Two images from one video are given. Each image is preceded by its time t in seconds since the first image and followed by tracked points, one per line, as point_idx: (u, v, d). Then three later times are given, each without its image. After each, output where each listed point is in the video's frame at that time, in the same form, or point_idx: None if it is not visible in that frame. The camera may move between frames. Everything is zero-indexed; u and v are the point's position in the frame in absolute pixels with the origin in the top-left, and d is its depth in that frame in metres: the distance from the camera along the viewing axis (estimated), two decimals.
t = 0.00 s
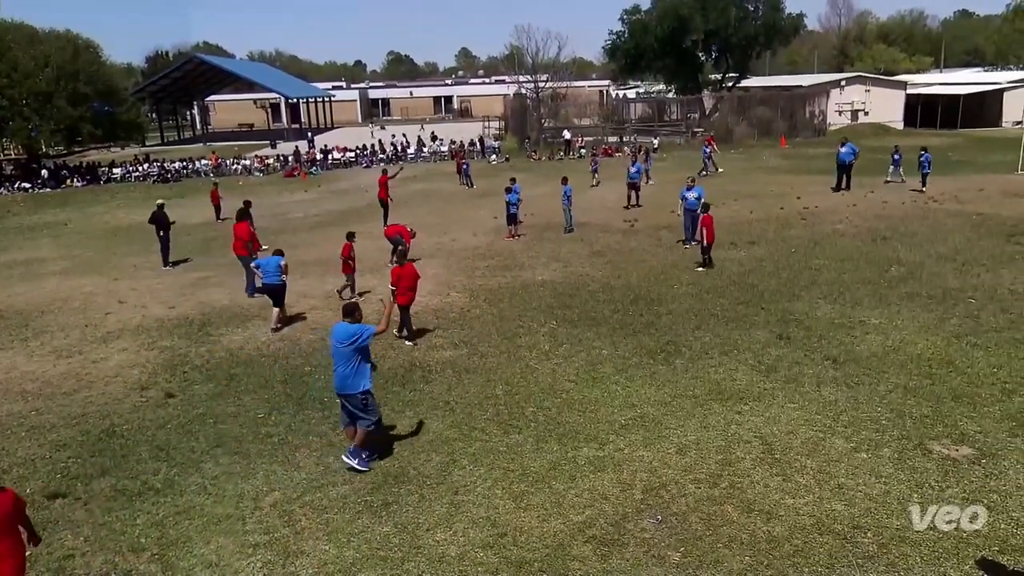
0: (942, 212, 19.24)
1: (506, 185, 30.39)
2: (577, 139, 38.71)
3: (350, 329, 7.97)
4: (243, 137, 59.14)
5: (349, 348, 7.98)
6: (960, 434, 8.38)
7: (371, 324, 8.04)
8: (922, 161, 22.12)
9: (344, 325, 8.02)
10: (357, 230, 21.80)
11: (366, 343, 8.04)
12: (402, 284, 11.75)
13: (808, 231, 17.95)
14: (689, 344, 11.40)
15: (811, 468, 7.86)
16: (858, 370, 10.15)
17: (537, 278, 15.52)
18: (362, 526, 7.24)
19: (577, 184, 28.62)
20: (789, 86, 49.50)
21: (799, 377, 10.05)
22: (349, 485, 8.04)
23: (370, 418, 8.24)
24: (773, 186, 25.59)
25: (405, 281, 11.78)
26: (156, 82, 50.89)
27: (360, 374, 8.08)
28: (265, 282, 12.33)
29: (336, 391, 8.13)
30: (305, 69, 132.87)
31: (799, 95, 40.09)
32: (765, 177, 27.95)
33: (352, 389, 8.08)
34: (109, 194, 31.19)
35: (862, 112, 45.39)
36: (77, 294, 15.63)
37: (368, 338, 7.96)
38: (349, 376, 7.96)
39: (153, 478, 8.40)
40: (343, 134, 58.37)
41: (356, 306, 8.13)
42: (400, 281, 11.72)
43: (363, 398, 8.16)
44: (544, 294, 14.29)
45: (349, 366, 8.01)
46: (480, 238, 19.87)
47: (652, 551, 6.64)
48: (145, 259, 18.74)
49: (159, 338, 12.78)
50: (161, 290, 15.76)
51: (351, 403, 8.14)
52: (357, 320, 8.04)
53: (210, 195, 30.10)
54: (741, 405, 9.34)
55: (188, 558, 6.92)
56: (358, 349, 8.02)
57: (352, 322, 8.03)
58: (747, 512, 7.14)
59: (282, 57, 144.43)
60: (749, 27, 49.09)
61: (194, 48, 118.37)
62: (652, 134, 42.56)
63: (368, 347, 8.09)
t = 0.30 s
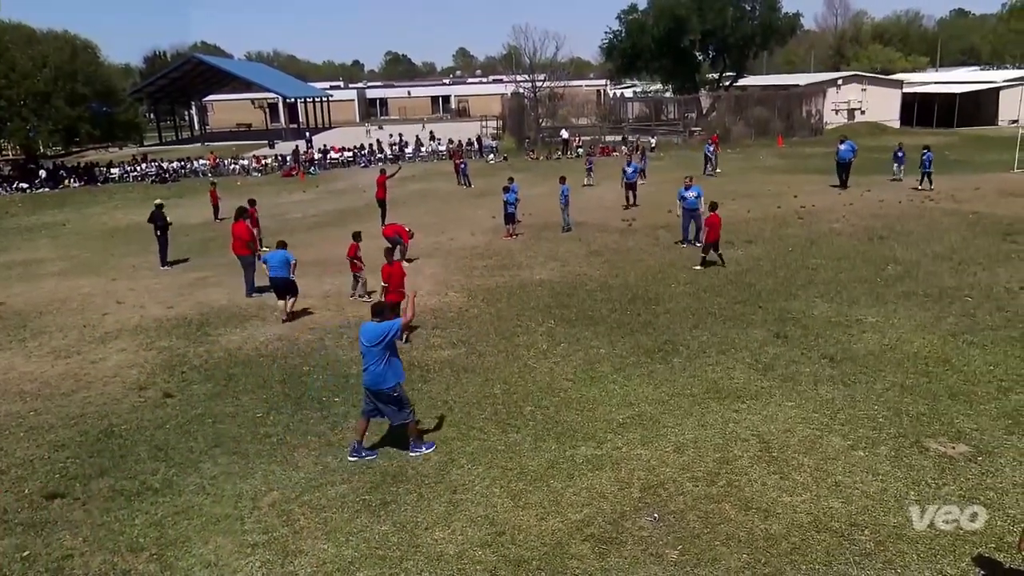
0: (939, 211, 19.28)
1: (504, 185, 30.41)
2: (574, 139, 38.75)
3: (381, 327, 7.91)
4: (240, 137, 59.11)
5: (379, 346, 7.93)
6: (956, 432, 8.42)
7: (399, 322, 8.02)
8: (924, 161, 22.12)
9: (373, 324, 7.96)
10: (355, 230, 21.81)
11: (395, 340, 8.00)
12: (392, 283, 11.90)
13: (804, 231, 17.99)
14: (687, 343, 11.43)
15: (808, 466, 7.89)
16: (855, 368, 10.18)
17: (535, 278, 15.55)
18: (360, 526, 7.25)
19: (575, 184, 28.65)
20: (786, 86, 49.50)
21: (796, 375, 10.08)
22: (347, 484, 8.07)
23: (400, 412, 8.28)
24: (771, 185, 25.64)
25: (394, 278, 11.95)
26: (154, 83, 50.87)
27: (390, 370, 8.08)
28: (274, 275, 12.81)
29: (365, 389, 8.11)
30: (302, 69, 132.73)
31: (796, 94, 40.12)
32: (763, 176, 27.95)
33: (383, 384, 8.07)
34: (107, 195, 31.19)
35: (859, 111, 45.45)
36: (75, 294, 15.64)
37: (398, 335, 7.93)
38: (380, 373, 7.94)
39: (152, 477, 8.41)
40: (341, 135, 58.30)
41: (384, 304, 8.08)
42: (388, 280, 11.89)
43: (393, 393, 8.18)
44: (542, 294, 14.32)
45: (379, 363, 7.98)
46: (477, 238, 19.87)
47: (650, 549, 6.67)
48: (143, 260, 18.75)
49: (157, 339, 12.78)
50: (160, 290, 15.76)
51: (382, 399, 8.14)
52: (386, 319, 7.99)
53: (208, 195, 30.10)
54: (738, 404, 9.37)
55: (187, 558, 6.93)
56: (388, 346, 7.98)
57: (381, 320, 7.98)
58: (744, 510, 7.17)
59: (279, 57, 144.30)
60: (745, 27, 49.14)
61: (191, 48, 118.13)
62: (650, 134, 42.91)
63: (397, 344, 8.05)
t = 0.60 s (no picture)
0: (935, 211, 19.36)
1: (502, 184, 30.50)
2: (573, 139, 38.83)
3: (413, 318, 8.25)
4: (240, 137, 59.14)
5: (411, 336, 8.24)
6: (952, 431, 8.48)
7: (430, 313, 8.34)
8: (925, 161, 22.29)
9: (405, 316, 8.29)
10: (354, 229, 21.87)
11: (426, 331, 8.33)
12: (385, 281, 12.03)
13: (802, 230, 18.06)
14: (685, 342, 11.49)
15: (805, 465, 7.95)
16: (852, 367, 10.25)
17: (534, 277, 15.62)
18: (360, 524, 7.30)
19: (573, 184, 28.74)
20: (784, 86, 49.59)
21: (793, 374, 10.14)
22: (347, 482, 8.12)
23: (426, 403, 8.47)
24: (769, 185, 25.72)
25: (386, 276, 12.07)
26: (154, 83, 50.92)
27: (421, 361, 8.32)
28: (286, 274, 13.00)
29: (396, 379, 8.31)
30: (302, 69, 132.76)
31: (793, 95, 40.16)
32: (761, 177, 27.98)
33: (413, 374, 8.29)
34: (108, 194, 31.23)
35: (856, 111, 45.55)
36: (76, 293, 15.69)
37: (429, 325, 8.27)
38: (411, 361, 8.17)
39: (152, 476, 8.46)
40: (340, 135, 58.34)
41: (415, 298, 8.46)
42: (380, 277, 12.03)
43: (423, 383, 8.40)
44: (541, 293, 14.38)
45: (411, 352, 8.24)
46: (476, 238, 19.90)
47: (648, 547, 6.73)
48: (144, 259, 18.80)
49: (158, 337, 12.83)
50: (161, 289, 15.81)
51: (412, 389, 8.33)
52: (417, 311, 8.34)
53: (208, 195, 30.13)
54: (736, 403, 9.43)
55: (187, 555, 6.99)
56: (420, 336, 8.29)
57: (413, 313, 8.33)
58: (741, 508, 7.23)
59: (279, 58, 144.29)
60: (743, 28, 49.20)
61: (190, 47, 117.94)
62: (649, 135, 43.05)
63: (427, 336, 8.37)
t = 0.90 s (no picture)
0: (930, 209, 19.45)
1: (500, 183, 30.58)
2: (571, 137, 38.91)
3: (438, 311, 8.40)
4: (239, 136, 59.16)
5: (435, 328, 8.41)
6: (947, 426, 8.56)
7: (454, 306, 8.52)
8: (925, 158, 22.38)
9: (430, 308, 8.44)
10: (353, 228, 21.94)
11: (449, 323, 8.50)
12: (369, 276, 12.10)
13: (798, 228, 18.14)
14: (682, 339, 11.56)
15: (800, 461, 8.03)
16: (847, 364, 10.32)
17: (532, 275, 15.69)
18: (359, 520, 7.37)
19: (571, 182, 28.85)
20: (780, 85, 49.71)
21: (789, 371, 10.22)
22: (346, 478, 8.19)
23: (444, 396, 8.66)
24: (766, 183, 25.81)
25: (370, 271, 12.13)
26: (153, 82, 50.95)
27: (443, 354, 8.50)
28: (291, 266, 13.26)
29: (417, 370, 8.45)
30: (300, 68, 132.79)
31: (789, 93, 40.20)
32: (758, 175, 28.07)
33: (435, 366, 8.45)
34: (108, 193, 31.27)
35: (851, 110, 45.63)
36: (77, 292, 15.75)
37: (453, 318, 8.45)
38: (436, 353, 8.32)
39: (153, 472, 8.53)
40: (338, 134, 58.37)
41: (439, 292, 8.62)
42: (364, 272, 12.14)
43: (443, 376, 8.57)
44: (539, 290, 14.46)
45: (436, 344, 8.40)
46: (474, 236, 19.98)
47: (645, 542, 6.80)
48: (144, 257, 18.86)
49: (158, 335, 12.89)
50: (160, 287, 15.87)
51: (433, 381, 8.48)
52: (442, 304, 8.50)
53: (207, 193, 30.18)
54: (732, 399, 9.51)
55: (187, 552, 7.05)
56: (444, 329, 8.46)
57: (437, 305, 8.50)
58: (737, 504, 7.31)
59: (277, 57, 144.31)
60: (739, 27, 49.25)
61: (189, 47, 117.84)
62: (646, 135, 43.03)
63: (449, 329, 8.54)
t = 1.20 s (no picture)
0: (921, 207, 19.60)
1: (496, 182, 30.70)
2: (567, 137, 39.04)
3: (456, 300, 8.63)
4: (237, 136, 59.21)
5: (455, 316, 8.63)
6: (938, 423, 8.68)
7: (472, 293, 8.73)
8: (919, 157, 22.54)
9: (449, 297, 8.68)
10: (350, 227, 22.04)
11: (468, 310, 8.72)
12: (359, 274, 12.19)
13: (792, 227, 18.27)
14: (677, 337, 11.67)
15: (794, 457, 8.13)
16: (841, 361, 10.44)
17: (528, 273, 15.80)
18: (358, 517, 7.46)
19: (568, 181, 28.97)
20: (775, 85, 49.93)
21: (783, 368, 10.33)
22: (345, 476, 8.29)
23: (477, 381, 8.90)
24: (761, 182, 25.95)
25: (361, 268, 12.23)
26: (151, 83, 50.99)
27: (464, 342, 8.69)
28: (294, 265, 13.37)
29: (442, 360, 8.70)
30: (298, 67, 132.86)
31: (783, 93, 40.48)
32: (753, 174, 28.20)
33: (459, 354, 8.67)
34: (106, 193, 31.31)
35: (844, 109, 45.81)
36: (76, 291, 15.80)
37: (471, 304, 8.66)
38: (457, 341, 8.55)
39: (152, 471, 8.61)
40: (336, 134, 58.47)
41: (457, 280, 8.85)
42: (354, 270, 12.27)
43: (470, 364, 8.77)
44: (535, 289, 14.57)
45: (457, 333, 8.62)
46: (471, 235, 20.08)
47: (641, 538, 6.90)
48: (144, 257, 18.93)
49: (157, 334, 12.97)
50: (159, 286, 15.94)
51: (461, 369, 8.70)
52: (460, 292, 8.73)
53: (205, 193, 30.23)
54: (727, 396, 9.62)
55: (187, 549, 7.13)
56: (463, 316, 8.68)
57: (456, 294, 8.72)
58: (732, 500, 7.41)
59: (275, 58, 144.32)
60: (734, 28, 49.39)
61: (186, 47, 117.71)
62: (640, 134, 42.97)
63: (469, 316, 8.76)
